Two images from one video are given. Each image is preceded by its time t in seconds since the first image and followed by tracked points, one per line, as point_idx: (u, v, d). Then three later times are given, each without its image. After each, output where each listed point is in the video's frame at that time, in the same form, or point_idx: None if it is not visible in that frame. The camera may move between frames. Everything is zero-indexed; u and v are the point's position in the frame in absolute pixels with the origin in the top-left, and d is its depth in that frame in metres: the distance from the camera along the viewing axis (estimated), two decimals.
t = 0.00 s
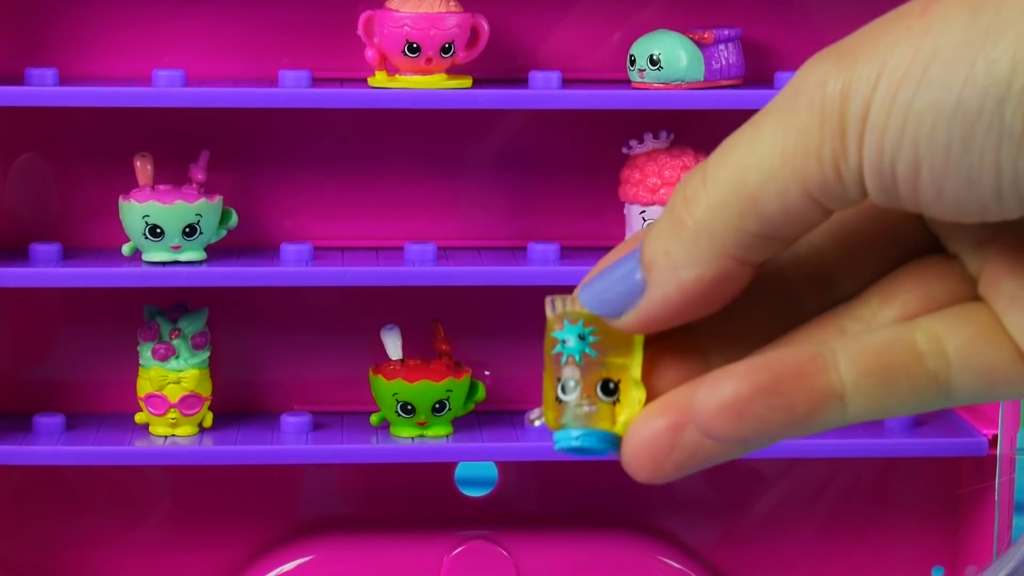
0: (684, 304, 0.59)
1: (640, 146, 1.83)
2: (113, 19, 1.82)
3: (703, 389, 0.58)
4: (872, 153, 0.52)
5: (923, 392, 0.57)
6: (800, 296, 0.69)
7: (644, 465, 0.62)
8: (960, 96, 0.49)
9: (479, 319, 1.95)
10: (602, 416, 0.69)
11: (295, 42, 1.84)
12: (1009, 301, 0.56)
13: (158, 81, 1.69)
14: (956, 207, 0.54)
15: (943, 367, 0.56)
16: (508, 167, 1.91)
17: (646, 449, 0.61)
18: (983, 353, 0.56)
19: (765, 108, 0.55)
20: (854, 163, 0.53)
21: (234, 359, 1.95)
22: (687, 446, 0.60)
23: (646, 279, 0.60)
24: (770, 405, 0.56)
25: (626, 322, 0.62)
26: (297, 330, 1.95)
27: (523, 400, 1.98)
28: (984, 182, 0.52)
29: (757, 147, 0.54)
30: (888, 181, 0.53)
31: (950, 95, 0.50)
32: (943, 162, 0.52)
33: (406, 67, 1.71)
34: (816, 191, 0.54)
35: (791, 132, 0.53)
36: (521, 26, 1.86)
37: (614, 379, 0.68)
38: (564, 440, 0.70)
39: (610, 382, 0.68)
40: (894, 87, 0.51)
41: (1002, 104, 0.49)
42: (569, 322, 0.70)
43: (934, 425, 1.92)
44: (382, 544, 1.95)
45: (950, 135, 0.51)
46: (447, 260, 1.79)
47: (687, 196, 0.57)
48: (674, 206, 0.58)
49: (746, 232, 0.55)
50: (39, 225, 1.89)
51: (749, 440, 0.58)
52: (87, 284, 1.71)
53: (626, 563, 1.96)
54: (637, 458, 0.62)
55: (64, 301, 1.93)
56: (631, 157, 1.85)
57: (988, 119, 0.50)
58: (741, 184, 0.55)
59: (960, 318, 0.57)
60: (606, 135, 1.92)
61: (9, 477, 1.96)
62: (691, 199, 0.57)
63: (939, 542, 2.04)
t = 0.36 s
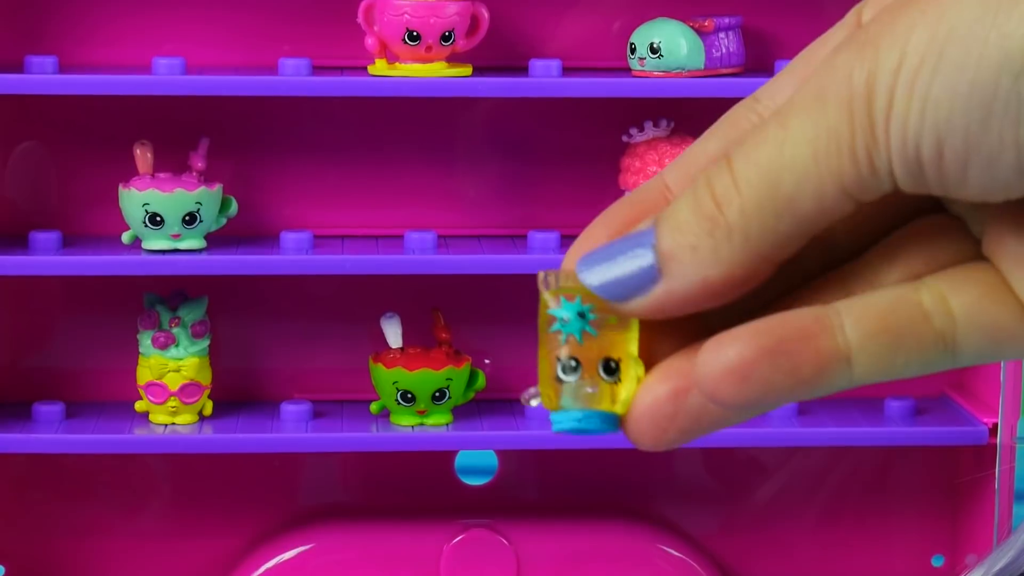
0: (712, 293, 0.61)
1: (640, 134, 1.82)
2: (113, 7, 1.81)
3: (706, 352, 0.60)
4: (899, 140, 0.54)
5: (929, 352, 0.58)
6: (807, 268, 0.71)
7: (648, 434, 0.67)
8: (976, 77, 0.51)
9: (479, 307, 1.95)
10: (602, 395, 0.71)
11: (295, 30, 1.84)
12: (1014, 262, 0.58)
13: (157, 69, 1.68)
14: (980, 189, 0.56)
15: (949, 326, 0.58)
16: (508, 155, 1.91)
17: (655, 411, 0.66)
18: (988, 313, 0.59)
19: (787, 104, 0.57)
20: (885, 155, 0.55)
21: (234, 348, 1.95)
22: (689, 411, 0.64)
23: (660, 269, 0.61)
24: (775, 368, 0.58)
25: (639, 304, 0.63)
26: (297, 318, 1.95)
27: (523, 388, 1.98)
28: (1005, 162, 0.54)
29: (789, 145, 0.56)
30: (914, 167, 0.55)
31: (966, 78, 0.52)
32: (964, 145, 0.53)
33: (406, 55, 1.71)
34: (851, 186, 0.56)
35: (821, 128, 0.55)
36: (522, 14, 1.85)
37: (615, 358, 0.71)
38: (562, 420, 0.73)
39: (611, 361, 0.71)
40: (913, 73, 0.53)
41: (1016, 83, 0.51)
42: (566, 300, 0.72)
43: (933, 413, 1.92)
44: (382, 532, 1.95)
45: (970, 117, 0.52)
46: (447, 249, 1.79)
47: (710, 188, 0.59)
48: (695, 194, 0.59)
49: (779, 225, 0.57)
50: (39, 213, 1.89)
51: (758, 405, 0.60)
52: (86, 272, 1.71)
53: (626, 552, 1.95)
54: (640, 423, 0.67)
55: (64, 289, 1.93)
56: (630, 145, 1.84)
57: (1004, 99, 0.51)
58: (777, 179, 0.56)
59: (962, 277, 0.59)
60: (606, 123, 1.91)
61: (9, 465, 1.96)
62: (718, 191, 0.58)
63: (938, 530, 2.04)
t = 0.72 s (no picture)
0: (749, 262, 0.58)
1: (639, 121, 1.81)
2: None
3: (723, 314, 0.58)
4: (933, 99, 0.51)
5: (943, 311, 0.55)
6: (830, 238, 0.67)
7: (671, 397, 0.68)
8: (1009, 29, 0.47)
9: (478, 294, 1.95)
10: (630, 376, 0.79)
11: (294, 16, 1.83)
12: None
13: (156, 56, 1.68)
14: (1017, 146, 0.51)
15: (964, 283, 0.54)
16: (507, 143, 1.90)
17: (675, 376, 0.67)
18: (1006, 270, 0.54)
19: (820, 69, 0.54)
20: (921, 113, 0.51)
21: (232, 335, 1.94)
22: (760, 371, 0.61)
23: (698, 242, 0.59)
24: (790, 327, 0.56)
25: (678, 280, 0.60)
26: (295, 305, 1.94)
27: (521, 375, 1.98)
28: None
29: (820, 111, 0.53)
30: (947, 125, 0.52)
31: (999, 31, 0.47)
32: (998, 100, 0.49)
33: (405, 42, 1.70)
34: (888, 146, 0.53)
35: (854, 91, 0.52)
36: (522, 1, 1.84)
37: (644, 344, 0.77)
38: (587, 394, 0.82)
39: (640, 347, 0.77)
40: (947, 31, 0.49)
41: None
42: (602, 289, 0.76)
43: (932, 401, 1.92)
44: (380, 520, 1.94)
45: (1001, 69, 0.48)
46: (445, 236, 1.78)
47: (743, 157, 0.56)
48: (731, 164, 0.57)
49: (816, 192, 0.55)
50: (37, 201, 1.88)
51: (773, 363, 0.58)
52: (83, 259, 1.70)
53: (625, 539, 1.95)
54: (664, 391, 0.68)
55: (63, 277, 1.92)
56: (630, 132, 1.83)
57: None
58: (811, 147, 0.54)
59: (974, 232, 0.55)
60: (606, 110, 1.90)
61: (7, 452, 1.96)
62: (751, 161, 0.55)
63: (937, 517, 2.04)
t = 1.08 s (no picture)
0: (780, 191, 0.48)
1: (640, 98, 1.80)
2: None
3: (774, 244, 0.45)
4: (982, 20, 0.42)
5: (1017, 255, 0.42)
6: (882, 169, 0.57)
7: (716, 324, 0.53)
8: None
9: (478, 271, 1.94)
10: (665, 290, 0.63)
11: None
12: None
13: (154, 34, 1.67)
14: None
15: None
16: (507, 120, 1.89)
17: (721, 303, 0.53)
18: None
19: None
20: (968, 44, 0.42)
21: (232, 312, 1.94)
22: (762, 305, 0.51)
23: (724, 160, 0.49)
24: (851, 263, 0.43)
25: (700, 196, 0.51)
26: (295, 283, 1.94)
27: (521, 353, 1.97)
28: None
29: (863, 33, 0.43)
30: (1000, 53, 0.42)
31: None
32: None
33: (404, 20, 1.69)
34: (929, 77, 0.43)
35: (900, 17, 0.42)
36: None
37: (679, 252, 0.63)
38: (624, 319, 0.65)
39: (675, 256, 0.63)
40: None
41: None
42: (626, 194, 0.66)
43: (933, 380, 1.91)
44: (379, 497, 1.94)
45: None
46: (445, 214, 1.77)
47: (780, 74, 0.46)
48: (769, 83, 0.46)
49: (860, 119, 0.44)
50: (35, 178, 1.87)
51: (827, 303, 0.45)
52: (81, 236, 1.69)
53: (626, 518, 1.94)
54: (708, 319, 0.54)
55: (62, 254, 1.92)
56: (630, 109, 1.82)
57: None
58: (854, 70, 0.43)
59: None
60: (607, 88, 1.89)
61: (7, 429, 1.96)
62: (788, 78, 0.45)
63: (937, 495, 2.04)
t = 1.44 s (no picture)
0: (814, 211, 0.62)
1: (638, 73, 1.79)
2: None
3: (829, 268, 0.57)
4: (1011, 62, 0.53)
5: None
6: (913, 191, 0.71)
7: (762, 346, 0.67)
8: None
9: (476, 245, 1.93)
10: (703, 310, 0.75)
11: None
12: None
13: (152, 7, 1.65)
14: None
15: None
16: (506, 94, 1.88)
17: (768, 326, 0.66)
18: None
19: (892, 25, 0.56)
20: (996, 75, 0.53)
21: (229, 287, 1.93)
22: (806, 326, 0.65)
23: (761, 187, 0.63)
24: (902, 282, 0.55)
25: (732, 222, 0.66)
26: (293, 258, 1.93)
27: (520, 328, 1.97)
28: None
29: (898, 66, 0.54)
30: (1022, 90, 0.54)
31: None
32: None
33: None
34: (962, 107, 0.54)
35: (932, 50, 0.53)
36: None
37: (715, 275, 0.76)
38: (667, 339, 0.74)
39: (711, 279, 0.76)
40: None
41: None
42: (657, 228, 0.79)
43: (931, 354, 1.91)
44: (378, 472, 1.94)
45: None
46: (443, 188, 1.75)
47: (818, 112, 0.59)
48: (810, 121, 0.59)
49: (892, 149, 0.56)
50: (31, 153, 1.86)
51: (876, 320, 0.57)
52: (78, 209, 1.68)
53: (624, 493, 1.94)
54: (754, 340, 0.67)
55: (59, 229, 1.91)
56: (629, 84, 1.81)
57: None
58: (887, 106, 0.55)
59: None
60: (607, 62, 1.88)
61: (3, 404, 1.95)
62: (826, 116, 0.58)
63: (936, 470, 2.04)
